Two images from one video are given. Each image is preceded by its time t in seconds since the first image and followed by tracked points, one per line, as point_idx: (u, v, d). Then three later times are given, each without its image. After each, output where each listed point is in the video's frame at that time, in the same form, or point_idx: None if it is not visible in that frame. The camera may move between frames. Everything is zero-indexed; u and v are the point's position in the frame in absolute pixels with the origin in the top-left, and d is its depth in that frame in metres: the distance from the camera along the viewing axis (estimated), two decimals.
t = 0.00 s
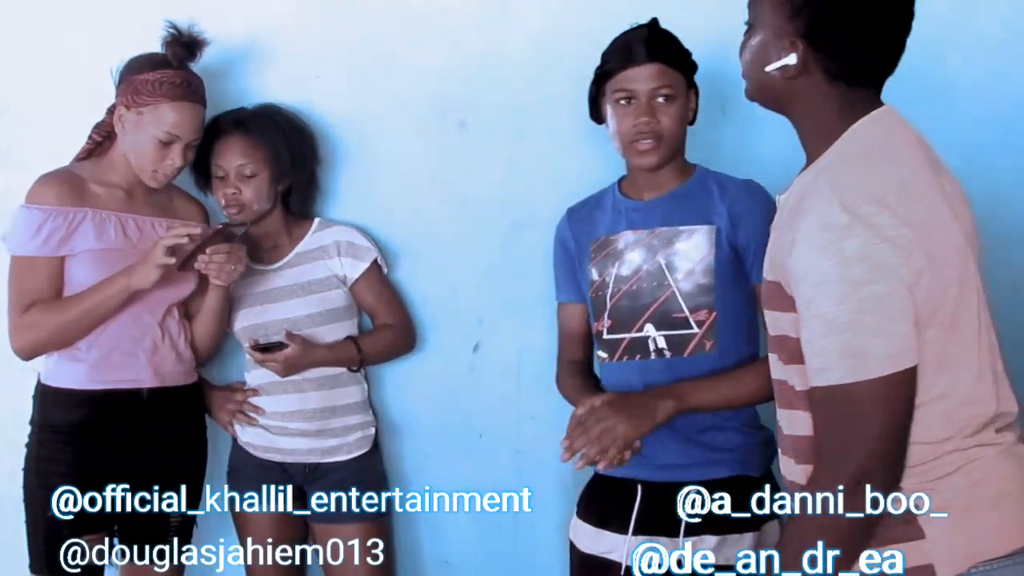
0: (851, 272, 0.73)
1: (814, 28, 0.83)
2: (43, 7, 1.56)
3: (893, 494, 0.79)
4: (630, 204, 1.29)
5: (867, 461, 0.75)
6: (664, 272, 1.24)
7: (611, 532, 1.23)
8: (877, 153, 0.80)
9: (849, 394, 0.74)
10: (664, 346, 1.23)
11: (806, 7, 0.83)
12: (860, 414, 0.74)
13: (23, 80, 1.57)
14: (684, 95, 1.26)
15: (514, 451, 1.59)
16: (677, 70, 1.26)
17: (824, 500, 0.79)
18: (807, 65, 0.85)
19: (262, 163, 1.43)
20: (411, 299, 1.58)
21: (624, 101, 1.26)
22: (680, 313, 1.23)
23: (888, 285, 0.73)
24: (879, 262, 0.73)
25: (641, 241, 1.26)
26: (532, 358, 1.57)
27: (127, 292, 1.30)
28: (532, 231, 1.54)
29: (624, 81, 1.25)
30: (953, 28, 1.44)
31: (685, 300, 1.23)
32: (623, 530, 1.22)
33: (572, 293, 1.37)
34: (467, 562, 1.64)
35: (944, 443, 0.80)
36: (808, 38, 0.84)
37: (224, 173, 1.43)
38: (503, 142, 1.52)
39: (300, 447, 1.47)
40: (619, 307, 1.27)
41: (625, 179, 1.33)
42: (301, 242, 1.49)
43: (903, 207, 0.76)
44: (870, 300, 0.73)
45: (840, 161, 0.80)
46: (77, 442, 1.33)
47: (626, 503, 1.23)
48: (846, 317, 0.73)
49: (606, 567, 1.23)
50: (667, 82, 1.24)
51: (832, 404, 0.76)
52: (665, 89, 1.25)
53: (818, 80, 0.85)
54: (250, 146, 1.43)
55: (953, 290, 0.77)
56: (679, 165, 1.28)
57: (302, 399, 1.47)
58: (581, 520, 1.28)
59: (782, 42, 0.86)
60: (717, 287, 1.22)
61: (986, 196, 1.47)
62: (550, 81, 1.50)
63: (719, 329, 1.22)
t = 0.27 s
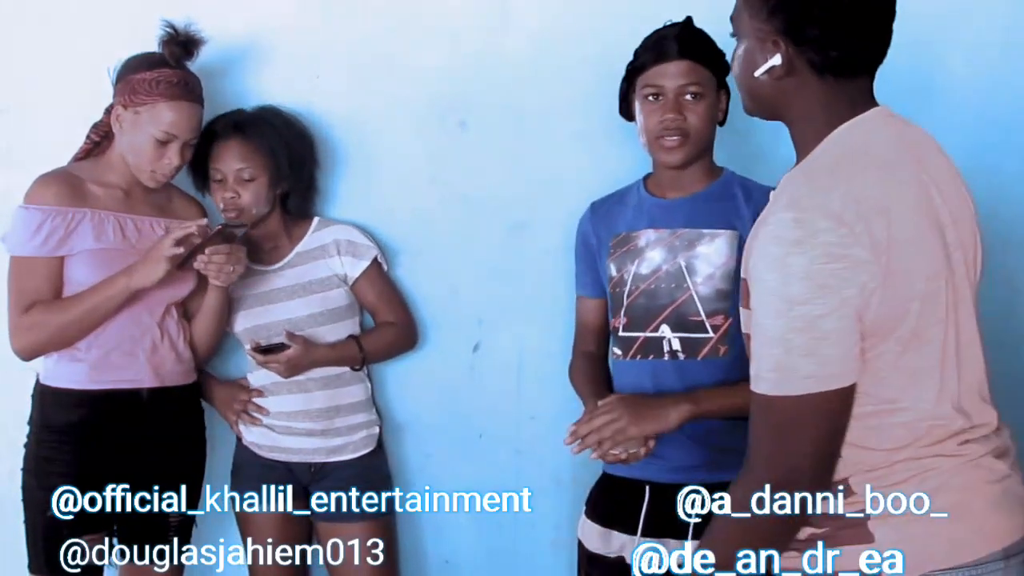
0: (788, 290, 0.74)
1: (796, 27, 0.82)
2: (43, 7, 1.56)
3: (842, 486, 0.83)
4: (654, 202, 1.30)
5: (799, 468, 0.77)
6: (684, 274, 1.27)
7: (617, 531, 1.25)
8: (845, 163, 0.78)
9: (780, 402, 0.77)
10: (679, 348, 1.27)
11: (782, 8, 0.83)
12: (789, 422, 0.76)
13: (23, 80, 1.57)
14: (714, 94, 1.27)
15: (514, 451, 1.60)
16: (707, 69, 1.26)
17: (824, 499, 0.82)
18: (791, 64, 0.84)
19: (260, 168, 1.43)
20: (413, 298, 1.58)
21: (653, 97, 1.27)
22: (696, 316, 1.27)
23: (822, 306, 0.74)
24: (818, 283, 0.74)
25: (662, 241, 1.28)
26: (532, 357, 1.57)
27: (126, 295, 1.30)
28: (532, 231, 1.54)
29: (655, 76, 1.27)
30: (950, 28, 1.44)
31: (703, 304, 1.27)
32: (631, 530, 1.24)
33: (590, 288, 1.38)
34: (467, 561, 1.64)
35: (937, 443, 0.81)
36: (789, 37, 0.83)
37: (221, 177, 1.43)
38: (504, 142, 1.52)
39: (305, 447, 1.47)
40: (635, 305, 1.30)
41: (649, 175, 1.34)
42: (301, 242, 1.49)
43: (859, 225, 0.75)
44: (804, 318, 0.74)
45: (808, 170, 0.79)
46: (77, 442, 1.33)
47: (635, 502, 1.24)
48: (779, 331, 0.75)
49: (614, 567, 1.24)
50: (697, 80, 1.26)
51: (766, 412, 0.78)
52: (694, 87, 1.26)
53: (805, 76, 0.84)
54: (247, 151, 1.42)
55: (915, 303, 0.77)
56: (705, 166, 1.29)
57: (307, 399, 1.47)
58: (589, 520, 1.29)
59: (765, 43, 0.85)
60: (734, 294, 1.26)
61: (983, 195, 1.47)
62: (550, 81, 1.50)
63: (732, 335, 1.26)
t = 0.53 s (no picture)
0: (779, 287, 0.74)
1: (804, 16, 0.82)
2: (43, 7, 1.55)
3: (842, 487, 0.82)
4: (670, 201, 1.32)
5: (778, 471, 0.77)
6: (694, 276, 1.28)
7: (622, 530, 1.27)
8: (838, 162, 0.78)
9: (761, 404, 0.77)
10: (686, 350, 1.28)
11: None
12: (771, 423, 0.76)
13: (22, 80, 1.57)
14: (711, 95, 1.25)
15: (514, 451, 1.60)
16: (703, 69, 1.25)
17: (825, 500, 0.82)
18: (792, 55, 0.84)
19: (261, 169, 1.42)
20: (413, 298, 1.58)
21: (652, 99, 1.28)
22: (705, 319, 1.28)
23: (812, 305, 0.73)
24: (811, 280, 0.73)
25: (675, 241, 1.30)
26: (532, 358, 1.57)
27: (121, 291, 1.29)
28: (533, 231, 1.54)
29: (654, 78, 1.28)
30: (948, 28, 1.45)
31: (712, 307, 1.28)
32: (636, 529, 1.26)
33: (607, 284, 1.41)
34: (467, 561, 1.64)
35: (927, 443, 0.82)
36: (794, 27, 0.83)
37: (222, 177, 1.42)
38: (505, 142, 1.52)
39: (305, 447, 1.47)
40: (645, 305, 1.31)
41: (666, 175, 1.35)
42: (302, 242, 1.49)
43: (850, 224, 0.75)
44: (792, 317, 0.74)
45: (799, 170, 0.78)
46: (77, 443, 1.33)
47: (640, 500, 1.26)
48: (768, 330, 0.75)
49: (617, 564, 1.27)
50: (694, 82, 1.25)
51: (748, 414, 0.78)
52: (688, 87, 1.25)
53: (805, 69, 0.84)
54: (248, 151, 1.42)
55: (903, 306, 0.77)
56: (715, 170, 1.29)
57: (306, 400, 1.47)
58: (596, 517, 1.31)
59: (768, 32, 0.85)
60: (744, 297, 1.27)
61: (982, 194, 1.47)
62: (551, 81, 1.50)
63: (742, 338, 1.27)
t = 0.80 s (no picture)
0: (801, 290, 0.73)
1: (804, 13, 0.81)
2: (43, 7, 1.55)
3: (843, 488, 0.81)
4: (681, 200, 1.32)
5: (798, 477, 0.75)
6: (700, 276, 1.28)
7: (622, 527, 1.27)
8: (842, 165, 0.78)
9: (787, 411, 0.74)
10: (690, 349, 1.28)
11: None
12: (796, 431, 0.74)
13: (23, 80, 1.57)
14: (700, 97, 1.24)
15: (514, 451, 1.60)
16: (692, 71, 1.24)
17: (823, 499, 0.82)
18: (791, 53, 0.84)
19: (260, 171, 1.42)
20: (412, 299, 1.58)
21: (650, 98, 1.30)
22: (710, 319, 1.28)
23: (834, 308, 0.73)
24: (832, 282, 0.72)
25: (683, 240, 1.30)
26: (532, 358, 1.57)
27: (128, 300, 1.30)
28: (533, 231, 1.54)
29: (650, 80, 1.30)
30: (949, 29, 1.44)
31: (717, 307, 1.28)
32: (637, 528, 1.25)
33: (612, 280, 1.41)
34: (467, 561, 1.64)
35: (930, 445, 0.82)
36: (794, 23, 0.82)
37: (220, 178, 1.42)
38: (505, 142, 1.52)
39: (301, 448, 1.47)
40: (651, 302, 1.32)
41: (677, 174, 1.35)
42: (300, 243, 1.49)
43: (861, 227, 0.75)
44: (812, 319, 0.73)
45: (801, 174, 0.77)
46: (78, 442, 1.33)
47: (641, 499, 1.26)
48: (791, 334, 0.73)
49: (617, 564, 1.27)
50: (685, 84, 1.25)
51: (772, 422, 0.76)
52: (678, 89, 1.25)
53: (803, 66, 0.84)
54: (248, 152, 1.42)
55: (913, 308, 0.77)
56: (718, 172, 1.28)
57: (302, 401, 1.47)
58: (600, 516, 1.31)
59: (768, 28, 0.84)
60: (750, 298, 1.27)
61: (983, 195, 1.47)
62: (552, 80, 1.50)
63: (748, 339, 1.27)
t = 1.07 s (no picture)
0: (844, 291, 0.72)
1: (801, 20, 0.81)
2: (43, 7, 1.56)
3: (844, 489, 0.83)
4: (687, 200, 1.32)
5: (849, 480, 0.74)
6: (704, 275, 1.28)
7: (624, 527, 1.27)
8: (853, 168, 0.78)
9: (829, 415, 0.74)
10: (693, 347, 1.28)
11: None
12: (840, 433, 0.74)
13: (23, 80, 1.57)
14: (705, 98, 1.24)
15: (514, 452, 1.60)
16: (696, 73, 1.24)
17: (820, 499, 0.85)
18: (787, 59, 0.84)
19: (259, 172, 1.42)
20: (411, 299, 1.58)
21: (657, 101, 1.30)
22: (714, 318, 1.28)
23: (878, 306, 0.72)
24: (870, 280, 0.72)
25: (688, 239, 1.30)
26: (532, 359, 1.57)
27: (124, 299, 1.30)
28: (532, 231, 1.54)
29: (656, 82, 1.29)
30: (950, 29, 1.44)
31: (720, 306, 1.28)
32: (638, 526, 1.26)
33: (618, 279, 1.40)
34: (466, 561, 1.64)
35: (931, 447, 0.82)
36: (792, 30, 0.82)
37: (220, 179, 1.42)
38: (505, 142, 1.52)
39: (296, 449, 1.47)
40: (654, 300, 1.32)
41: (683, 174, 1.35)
42: (298, 244, 1.49)
43: (885, 225, 0.75)
44: (857, 318, 0.72)
45: (818, 180, 0.77)
46: (79, 442, 1.33)
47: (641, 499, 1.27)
48: (838, 337, 0.72)
49: (618, 564, 1.28)
50: (688, 85, 1.24)
51: (815, 427, 0.75)
52: (683, 91, 1.25)
53: (799, 73, 0.84)
54: (248, 153, 1.42)
55: (921, 310, 0.77)
56: (725, 173, 1.28)
57: (299, 402, 1.47)
58: (602, 517, 1.30)
59: (765, 34, 0.84)
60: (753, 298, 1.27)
61: (983, 196, 1.47)
62: (551, 81, 1.50)
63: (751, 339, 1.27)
